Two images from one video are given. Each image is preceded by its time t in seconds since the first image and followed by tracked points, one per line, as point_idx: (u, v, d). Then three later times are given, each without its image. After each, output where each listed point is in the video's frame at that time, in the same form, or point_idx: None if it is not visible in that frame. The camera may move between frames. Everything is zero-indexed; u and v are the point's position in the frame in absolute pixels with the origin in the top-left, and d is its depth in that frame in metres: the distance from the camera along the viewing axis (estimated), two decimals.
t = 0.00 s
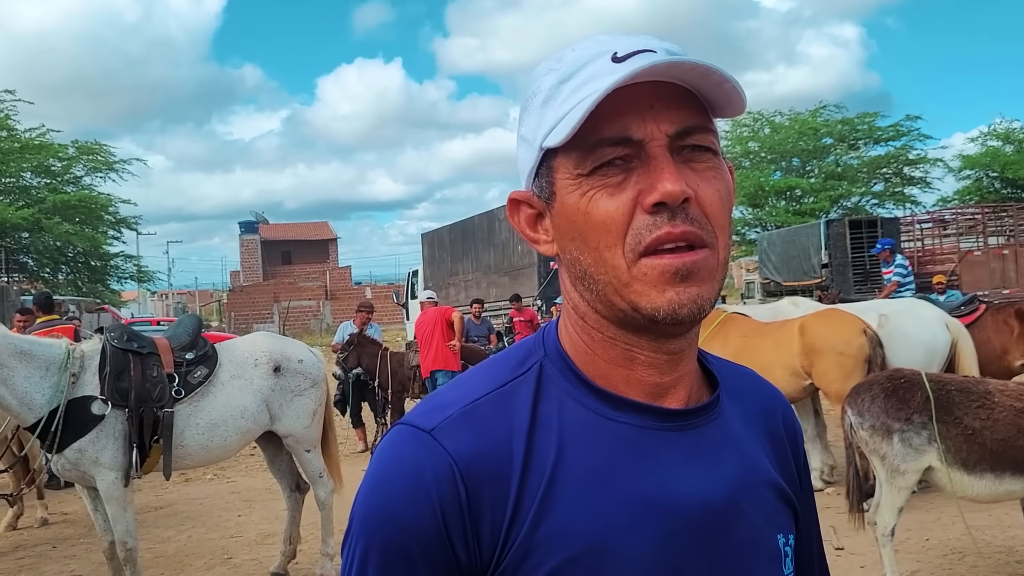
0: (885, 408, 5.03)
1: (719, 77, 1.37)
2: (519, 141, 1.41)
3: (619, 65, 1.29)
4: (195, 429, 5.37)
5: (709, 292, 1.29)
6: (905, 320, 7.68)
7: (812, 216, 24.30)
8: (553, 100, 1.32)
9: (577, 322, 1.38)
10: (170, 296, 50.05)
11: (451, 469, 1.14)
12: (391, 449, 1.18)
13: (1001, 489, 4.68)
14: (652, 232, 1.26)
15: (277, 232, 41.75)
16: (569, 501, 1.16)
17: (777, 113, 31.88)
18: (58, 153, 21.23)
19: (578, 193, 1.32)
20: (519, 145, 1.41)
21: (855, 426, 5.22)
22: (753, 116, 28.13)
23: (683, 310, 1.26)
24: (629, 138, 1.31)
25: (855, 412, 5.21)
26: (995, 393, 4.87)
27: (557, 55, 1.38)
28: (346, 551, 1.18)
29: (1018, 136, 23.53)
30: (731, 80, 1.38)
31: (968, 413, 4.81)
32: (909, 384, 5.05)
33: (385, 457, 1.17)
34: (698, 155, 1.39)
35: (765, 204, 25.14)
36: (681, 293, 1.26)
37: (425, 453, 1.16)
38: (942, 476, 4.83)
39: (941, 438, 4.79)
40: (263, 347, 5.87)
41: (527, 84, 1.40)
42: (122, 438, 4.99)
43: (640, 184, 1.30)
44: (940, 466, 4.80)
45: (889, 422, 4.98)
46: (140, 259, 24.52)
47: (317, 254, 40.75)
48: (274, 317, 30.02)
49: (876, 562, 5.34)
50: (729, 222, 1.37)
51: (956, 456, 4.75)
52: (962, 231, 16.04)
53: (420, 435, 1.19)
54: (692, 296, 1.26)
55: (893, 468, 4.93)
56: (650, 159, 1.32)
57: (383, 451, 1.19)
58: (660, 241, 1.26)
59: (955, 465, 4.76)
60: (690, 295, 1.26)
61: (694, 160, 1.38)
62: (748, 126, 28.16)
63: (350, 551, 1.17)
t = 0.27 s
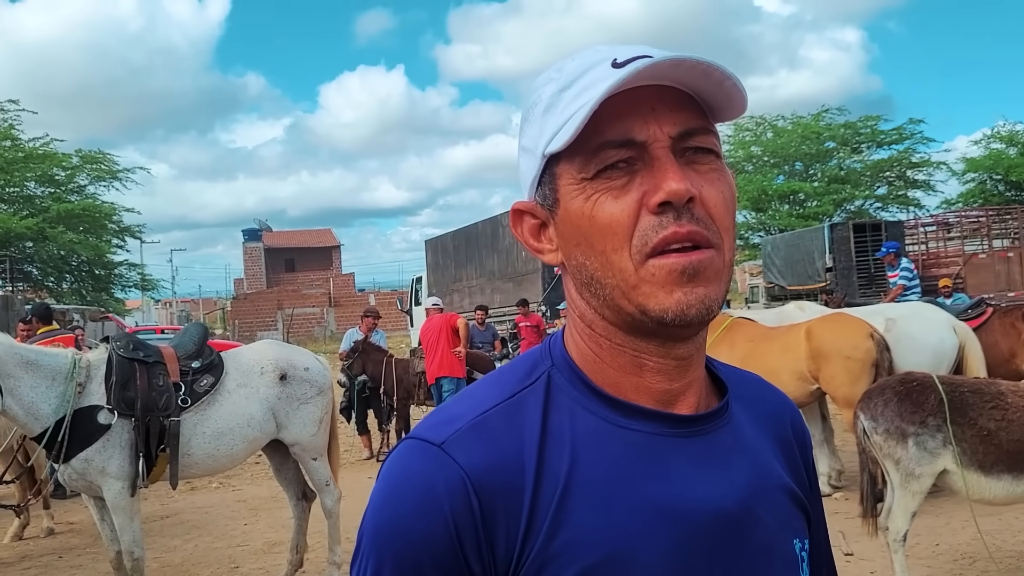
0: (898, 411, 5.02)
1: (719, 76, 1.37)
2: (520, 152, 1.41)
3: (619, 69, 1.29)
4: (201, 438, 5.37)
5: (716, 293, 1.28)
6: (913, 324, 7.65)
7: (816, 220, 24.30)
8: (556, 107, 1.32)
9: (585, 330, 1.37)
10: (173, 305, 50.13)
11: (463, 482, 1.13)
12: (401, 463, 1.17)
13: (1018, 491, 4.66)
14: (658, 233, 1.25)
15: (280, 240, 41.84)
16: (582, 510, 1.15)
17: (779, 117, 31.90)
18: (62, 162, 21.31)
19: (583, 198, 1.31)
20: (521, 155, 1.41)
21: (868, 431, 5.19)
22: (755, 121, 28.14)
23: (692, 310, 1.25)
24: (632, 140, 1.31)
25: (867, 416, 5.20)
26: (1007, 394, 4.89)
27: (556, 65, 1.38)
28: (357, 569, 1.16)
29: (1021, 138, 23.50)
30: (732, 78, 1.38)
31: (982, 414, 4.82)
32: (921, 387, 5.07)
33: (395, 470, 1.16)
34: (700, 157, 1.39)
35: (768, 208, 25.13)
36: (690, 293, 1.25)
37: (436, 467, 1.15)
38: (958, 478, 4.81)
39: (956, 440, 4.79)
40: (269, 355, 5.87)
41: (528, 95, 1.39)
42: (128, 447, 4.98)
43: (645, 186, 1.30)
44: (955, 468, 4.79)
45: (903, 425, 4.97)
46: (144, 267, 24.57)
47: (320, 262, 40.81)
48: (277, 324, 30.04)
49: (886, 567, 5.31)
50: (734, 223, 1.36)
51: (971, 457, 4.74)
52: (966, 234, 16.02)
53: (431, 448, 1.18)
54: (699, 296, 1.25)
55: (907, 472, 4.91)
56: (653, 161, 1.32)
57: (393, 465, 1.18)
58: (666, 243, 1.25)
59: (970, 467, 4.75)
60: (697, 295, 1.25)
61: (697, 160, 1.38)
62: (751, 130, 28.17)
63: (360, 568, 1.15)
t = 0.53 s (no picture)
0: (915, 420, 5.01)
1: (711, 73, 1.38)
2: (520, 173, 1.40)
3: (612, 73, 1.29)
4: (203, 451, 5.34)
5: (721, 290, 1.25)
6: (919, 332, 7.63)
7: (819, 228, 24.28)
8: (551, 117, 1.32)
9: (590, 344, 1.35)
10: (175, 316, 50.10)
11: (473, 499, 1.10)
12: (409, 483, 1.14)
13: None
14: (660, 234, 1.23)
15: (282, 250, 41.84)
16: (594, 527, 1.12)
17: (781, 125, 31.92)
18: (63, 174, 21.31)
19: (583, 206, 1.29)
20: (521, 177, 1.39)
21: (885, 441, 5.18)
22: (757, 128, 28.15)
23: (697, 308, 1.22)
24: (628, 143, 1.30)
25: (884, 426, 5.19)
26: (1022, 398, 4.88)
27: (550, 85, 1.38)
28: None
29: None
30: (721, 75, 1.38)
31: (998, 419, 4.81)
32: (937, 395, 5.05)
33: (404, 491, 1.13)
34: (698, 160, 1.38)
35: (771, 215, 25.12)
36: (695, 291, 1.22)
37: (446, 486, 1.12)
38: (976, 486, 4.79)
39: (974, 447, 4.78)
40: (272, 368, 5.86)
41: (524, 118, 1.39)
42: (130, 461, 4.95)
43: (644, 188, 1.28)
44: (974, 476, 4.77)
45: (921, 434, 4.95)
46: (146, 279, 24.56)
47: (322, 273, 40.79)
48: (279, 335, 30.00)
49: None
50: (735, 225, 1.35)
51: (990, 463, 4.72)
52: (971, 241, 15.98)
53: (439, 466, 1.15)
54: (704, 293, 1.22)
55: (925, 481, 4.89)
56: (651, 163, 1.30)
57: (401, 485, 1.15)
58: (669, 243, 1.23)
59: (988, 473, 4.72)
60: (702, 292, 1.22)
61: (696, 163, 1.37)
62: (753, 138, 28.19)
63: None
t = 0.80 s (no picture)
0: (923, 430, 4.99)
1: (722, 123, 1.35)
2: (517, 194, 1.40)
3: (615, 114, 1.28)
4: (203, 467, 5.32)
5: (727, 333, 1.25)
6: (920, 343, 7.62)
7: (819, 238, 24.31)
8: (553, 152, 1.31)
9: (590, 369, 1.35)
10: (175, 330, 50.11)
11: (470, 512, 1.10)
12: (407, 496, 1.14)
13: None
14: (670, 281, 1.22)
15: (283, 264, 41.88)
16: (591, 540, 1.11)
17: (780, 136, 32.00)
18: (63, 189, 21.37)
19: (589, 247, 1.28)
20: (518, 198, 1.39)
21: (892, 452, 5.17)
22: (756, 139, 28.22)
23: (703, 350, 1.22)
24: (633, 188, 1.29)
25: (891, 437, 5.17)
26: None
27: (548, 105, 1.37)
28: None
29: None
30: (733, 124, 1.36)
31: (1005, 430, 4.78)
32: (943, 405, 5.04)
33: (402, 503, 1.13)
34: (702, 196, 1.37)
35: (771, 226, 25.17)
36: (702, 337, 1.22)
37: (443, 500, 1.12)
38: (983, 496, 4.77)
39: (982, 457, 4.76)
40: (272, 383, 5.85)
41: (520, 136, 1.39)
42: (129, 477, 4.93)
43: (651, 234, 1.27)
44: (981, 486, 4.76)
45: (929, 445, 4.94)
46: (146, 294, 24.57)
47: (322, 286, 40.79)
48: (279, 349, 29.99)
49: None
50: (738, 261, 1.34)
51: (997, 474, 4.71)
52: (971, 251, 15.98)
53: (437, 481, 1.15)
54: (709, 337, 1.23)
55: (932, 492, 4.88)
56: (657, 207, 1.29)
57: (399, 498, 1.15)
58: (677, 291, 1.22)
59: (996, 483, 4.71)
60: (706, 337, 1.23)
61: (701, 200, 1.36)
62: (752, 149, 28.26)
63: None
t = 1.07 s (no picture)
0: (920, 436, 5.00)
1: (703, 120, 1.36)
2: (507, 201, 1.40)
3: (601, 117, 1.28)
4: (196, 478, 5.29)
5: (717, 337, 1.25)
6: (914, 348, 7.64)
7: (813, 244, 24.41)
8: (539, 158, 1.32)
9: (584, 377, 1.35)
10: (168, 340, 49.92)
11: (463, 533, 1.10)
12: (401, 518, 1.14)
13: None
14: (655, 284, 1.23)
15: (276, 273, 41.82)
16: (587, 559, 1.12)
17: (773, 142, 32.13)
18: (56, 200, 21.32)
19: (575, 250, 1.29)
20: (508, 204, 1.40)
21: (889, 457, 5.18)
22: (749, 146, 28.34)
23: (692, 356, 1.22)
24: (620, 190, 1.29)
25: (888, 442, 5.19)
26: None
27: (537, 111, 1.37)
28: None
29: (1015, 159, 23.64)
30: (716, 122, 1.36)
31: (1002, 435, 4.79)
32: (940, 410, 5.05)
33: (396, 524, 1.13)
34: (689, 200, 1.37)
35: (765, 232, 25.28)
36: (689, 342, 1.22)
37: (437, 520, 1.12)
38: (978, 501, 4.78)
39: (978, 462, 4.77)
40: (265, 394, 5.84)
41: (511, 143, 1.39)
42: (122, 489, 4.91)
43: (637, 236, 1.28)
44: (977, 490, 4.76)
45: (926, 449, 4.95)
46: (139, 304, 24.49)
47: (316, 295, 40.71)
48: (274, 358, 29.92)
49: None
50: (728, 265, 1.34)
51: (993, 479, 4.72)
52: (964, 256, 16.05)
53: (430, 502, 1.15)
54: (699, 343, 1.23)
55: (929, 497, 4.88)
56: (643, 210, 1.30)
57: (393, 520, 1.15)
58: (664, 292, 1.23)
59: (992, 488, 4.72)
60: (697, 342, 1.22)
61: (689, 205, 1.36)
62: (745, 155, 28.37)
63: None
